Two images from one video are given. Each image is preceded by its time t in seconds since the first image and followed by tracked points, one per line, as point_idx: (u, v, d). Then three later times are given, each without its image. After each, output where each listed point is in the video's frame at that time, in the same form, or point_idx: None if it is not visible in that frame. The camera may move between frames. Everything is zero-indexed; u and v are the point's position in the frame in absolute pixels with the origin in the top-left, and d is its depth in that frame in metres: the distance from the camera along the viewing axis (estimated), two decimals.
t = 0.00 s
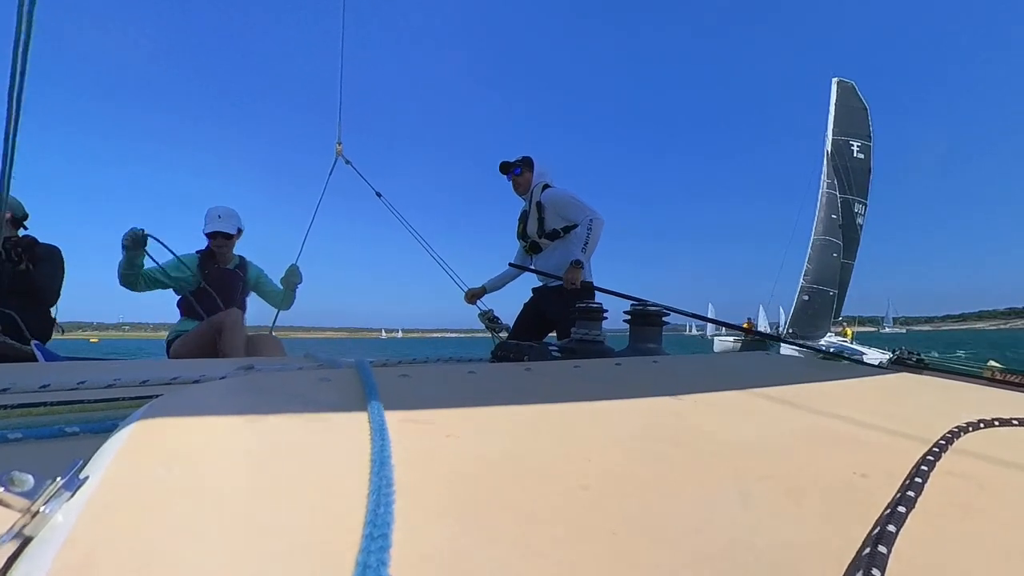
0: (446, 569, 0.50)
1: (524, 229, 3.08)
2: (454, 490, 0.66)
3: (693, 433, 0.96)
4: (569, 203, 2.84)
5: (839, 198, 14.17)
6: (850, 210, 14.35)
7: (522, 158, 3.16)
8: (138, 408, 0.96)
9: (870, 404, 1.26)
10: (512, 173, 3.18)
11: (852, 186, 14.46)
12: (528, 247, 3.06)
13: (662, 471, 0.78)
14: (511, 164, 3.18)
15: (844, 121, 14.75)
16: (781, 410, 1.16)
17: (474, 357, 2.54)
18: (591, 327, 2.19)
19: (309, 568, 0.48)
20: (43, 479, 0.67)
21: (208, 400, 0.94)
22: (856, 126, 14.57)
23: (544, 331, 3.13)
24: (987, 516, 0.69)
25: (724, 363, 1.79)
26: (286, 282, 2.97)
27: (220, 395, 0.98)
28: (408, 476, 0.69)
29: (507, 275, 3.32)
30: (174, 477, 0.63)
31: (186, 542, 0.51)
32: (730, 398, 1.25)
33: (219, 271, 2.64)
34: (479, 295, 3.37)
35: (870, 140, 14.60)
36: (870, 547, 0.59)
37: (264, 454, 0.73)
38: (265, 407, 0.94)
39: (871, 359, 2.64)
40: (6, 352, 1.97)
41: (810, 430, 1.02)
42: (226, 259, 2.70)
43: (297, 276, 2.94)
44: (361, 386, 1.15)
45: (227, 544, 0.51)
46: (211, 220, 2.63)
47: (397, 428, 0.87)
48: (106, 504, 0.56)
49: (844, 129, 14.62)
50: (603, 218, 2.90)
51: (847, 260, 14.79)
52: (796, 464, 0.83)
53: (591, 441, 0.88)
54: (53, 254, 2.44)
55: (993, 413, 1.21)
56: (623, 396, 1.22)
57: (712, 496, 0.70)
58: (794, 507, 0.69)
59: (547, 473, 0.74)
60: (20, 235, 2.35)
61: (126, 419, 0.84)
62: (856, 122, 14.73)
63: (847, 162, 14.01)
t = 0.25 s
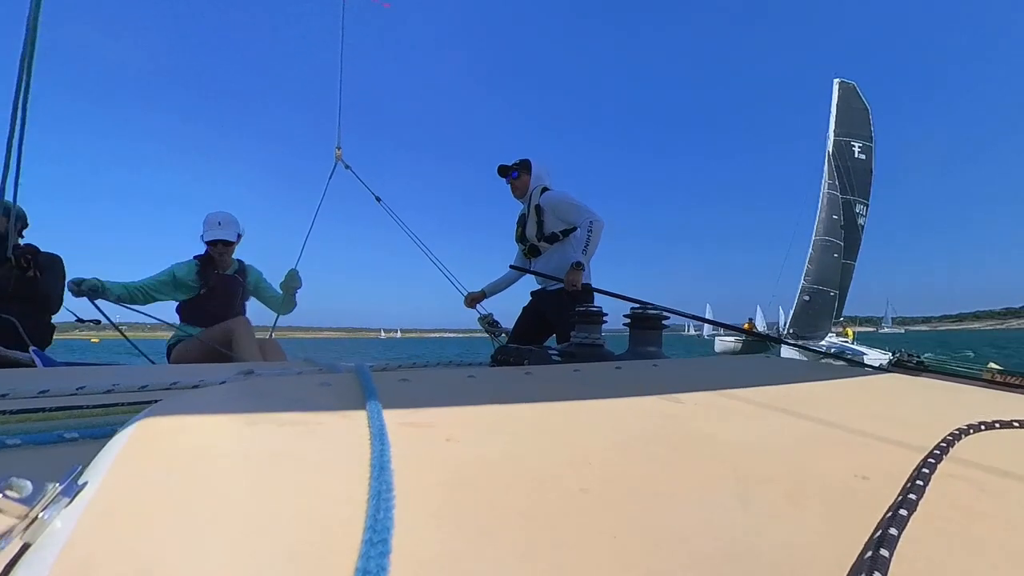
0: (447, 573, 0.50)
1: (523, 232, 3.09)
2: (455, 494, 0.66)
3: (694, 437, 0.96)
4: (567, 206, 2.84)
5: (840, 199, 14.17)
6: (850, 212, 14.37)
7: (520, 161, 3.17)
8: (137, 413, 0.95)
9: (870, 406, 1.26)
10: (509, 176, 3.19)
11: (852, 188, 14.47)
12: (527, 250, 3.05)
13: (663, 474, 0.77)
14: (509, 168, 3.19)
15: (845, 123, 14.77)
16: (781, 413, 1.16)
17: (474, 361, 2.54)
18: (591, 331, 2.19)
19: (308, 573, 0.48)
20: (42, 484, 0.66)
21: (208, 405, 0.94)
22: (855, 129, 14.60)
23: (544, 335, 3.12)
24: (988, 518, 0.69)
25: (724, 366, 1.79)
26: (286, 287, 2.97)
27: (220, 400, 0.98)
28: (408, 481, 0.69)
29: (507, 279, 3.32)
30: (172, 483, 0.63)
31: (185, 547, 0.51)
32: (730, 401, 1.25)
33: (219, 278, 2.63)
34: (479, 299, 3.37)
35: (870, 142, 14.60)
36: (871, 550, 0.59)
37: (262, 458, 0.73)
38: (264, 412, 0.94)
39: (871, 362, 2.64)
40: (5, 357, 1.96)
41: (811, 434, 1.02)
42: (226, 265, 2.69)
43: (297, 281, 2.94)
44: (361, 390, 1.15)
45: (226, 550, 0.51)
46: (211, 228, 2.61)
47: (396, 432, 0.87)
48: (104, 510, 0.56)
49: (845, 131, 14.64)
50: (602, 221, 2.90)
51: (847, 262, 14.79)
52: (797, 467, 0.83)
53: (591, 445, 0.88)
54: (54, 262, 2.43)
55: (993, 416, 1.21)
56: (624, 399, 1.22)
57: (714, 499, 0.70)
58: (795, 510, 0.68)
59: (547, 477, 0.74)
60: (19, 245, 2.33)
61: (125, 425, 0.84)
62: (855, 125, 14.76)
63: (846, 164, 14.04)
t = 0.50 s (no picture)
0: None
1: (523, 234, 3.09)
2: (456, 496, 0.66)
3: (695, 438, 0.96)
4: (566, 208, 2.84)
5: (840, 199, 14.16)
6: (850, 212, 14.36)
7: (516, 163, 3.17)
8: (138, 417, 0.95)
9: (871, 407, 1.26)
10: (506, 179, 3.19)
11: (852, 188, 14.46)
12: (527, 252, 3.06)
13: (664, 475, 0.77)
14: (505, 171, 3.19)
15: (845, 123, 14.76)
16: (782, 414, 1.16)
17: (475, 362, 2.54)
18: (591, 332, 2.19)
19: None
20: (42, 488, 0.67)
21: (208, 408, 0.94)
22: (855, 129, 14.60)
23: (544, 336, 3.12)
24: (990, 518, 0.68)
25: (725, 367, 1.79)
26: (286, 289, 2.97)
27: (221, 403, 0.98)
28: (408, 483, 0.68)
29: (507, 280, 3.32)
30: (173, 486, 0.63)
31: (185, 550, 0.51)
32: (731, 401, 1.25)
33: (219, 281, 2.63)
34: (479, 301, 3.37)
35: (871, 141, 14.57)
36: (873, 550, 0.59)
37: (263, 461, 0.73)
38: (265, 415, 0.94)
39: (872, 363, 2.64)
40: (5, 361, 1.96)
41: (812, 434, 1.02)
42: (225, 267, 2.69)
43: (297, 283, 2.94)
44: (361, 393, 1.15)
45: (227, 553, 0.51)
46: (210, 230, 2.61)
47: (397, 435, 0.87)
48: (105, 514, 0.56)
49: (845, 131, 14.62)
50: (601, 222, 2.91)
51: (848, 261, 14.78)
52: (798, 468, 0.83)
53: (592, 446, 0.88)
54: (55, 266, 2.46)
55: (995, 415, 1.21)
56: (625, 401, 1.22)
57: (715, 500, 0.70)
58: (797, 510, 0.68)
59: (548, 479, 0.74)
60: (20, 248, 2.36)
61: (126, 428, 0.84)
62: (855, 124, 14.77)
63: (847, 164, 14.04)
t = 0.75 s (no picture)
0: None
1: (522, 235, 3.10)
2: (455, 497, 0.66)
3: (694, 437, 0.96)
4: (565, 208, 2.84)
5: (840, 198, 14.16)
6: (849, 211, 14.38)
7: (515, 165, 3.17)
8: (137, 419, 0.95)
9: (870, 406, 1.26)
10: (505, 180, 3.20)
11: (852, 187, 14.47)
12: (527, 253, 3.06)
13: (664, 475, 0.77)
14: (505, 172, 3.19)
15: (845, 123, 14.76)
16: (781, 413, 1.16)
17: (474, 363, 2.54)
18: (591, 333, 2.19)
19: None
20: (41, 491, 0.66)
21: (207, 410, 0.94)
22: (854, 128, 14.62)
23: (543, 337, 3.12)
24: (989, 517, 0.68)
25: (725, 366, 1.79)
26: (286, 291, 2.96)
27: (219, 405, 0.98)
28: (408, 484, 0.68)
29: (507, 281, 3.32)
30: (171, 489, 0.63)
31: (184, 553, 0.50)
32: (730, 402, 1.25)
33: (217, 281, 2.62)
34: (478, 302, 3.37)
35: (871, 140, 14.58)
36: (873, 549, 0.59)
37: (262, 463, 0.72)
38: (264, 417, 0.94)
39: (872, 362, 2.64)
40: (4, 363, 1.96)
41: (811, 434, 1.02)
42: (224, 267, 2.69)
43: (296, 284, 2.93)
44: (361, 394, 1.15)
45: (227, 555, 0.51)
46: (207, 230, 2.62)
47: (397, 436, 0.87)
48: (103, 517, 0.56)
49: (845, 130, 14.63)
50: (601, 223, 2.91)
51: (847, 261, 14.80)
52: (798, 467, 0.83)
53: (592, 446, 0.88)
54: (56, 269, 2.46)
55: (994, 415, 1.21)
56: (624, 401, 1.22)
57: (715, 500, 0.70)
58: (797, 510, 0.68)
59: (548, 479, 0.74)
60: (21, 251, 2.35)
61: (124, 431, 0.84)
62: (854, 124, 14.78)
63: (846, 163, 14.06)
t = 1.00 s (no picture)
0: None
1: (522, 237, 3.10)
2: (454, 498, 0.66)
3: (693, 438, 0.96)
4: (565, 210, 2.84)
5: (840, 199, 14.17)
6: (849, 212, 14.39)
7: (516, 167, 3.17)
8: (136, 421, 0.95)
9: (869, 407, 1.26)
10: (505, 182, 3.20)
11: (852, 188, 14.48)
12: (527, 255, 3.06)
13: (663, 476, 0.77)
14: (506, 174, 3.19)
15: (845, 123, 14.77)
16: (779, 414, 1.16)
17: (473, 365, 2.54)
18: (589, 334, 2.19)
19: None
20: (40, 493, 0.66)
21: (206, 412, 0.93)
22: (854, 130, 14.65)
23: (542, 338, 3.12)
24: (988, 517, 0.69)
25: (724, 367, 1.79)
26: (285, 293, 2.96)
27: (218, 407, 0.98)
28: (408, 486, 0.68)
29: (506, 283, 3.32)
30: (170, 490, 0.63)
31: (182, 555, 0.50)
32: (728, 402, 1.25)
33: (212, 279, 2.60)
34: (478, 303, 3.37)
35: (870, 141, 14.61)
36: (872, 550, 0.59)
37: (261, 465, 0.72)
38: (263, 418, 0.93)
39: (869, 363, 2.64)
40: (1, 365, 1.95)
41: (810, 435, 1.02)
42: (221, 266, 2.69)
43: (295, 286, 2.93)
44: (360, 395, 1.15)
45: (226, 556, 0.50)
46: (203, 227, 2.64)
47: (396, 437, 0.87)
48: (102, 518, 0.56)
49: (845, 131, 14.64)
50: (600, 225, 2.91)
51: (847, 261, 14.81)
52: (796, 467, 0.83)
53: (591, 447, 0.88)
54: (52, 270, 2.45)
55: (992, 415, 1.21)
56: (623, 402, 1.21)
57: (713, 501, 0.70)
58: (796, 510, 0.68)
59: (548, 480, 0.74)
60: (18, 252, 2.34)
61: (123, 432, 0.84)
62: (853, 125, 14.81)
63: (845, 165, 14.09)
